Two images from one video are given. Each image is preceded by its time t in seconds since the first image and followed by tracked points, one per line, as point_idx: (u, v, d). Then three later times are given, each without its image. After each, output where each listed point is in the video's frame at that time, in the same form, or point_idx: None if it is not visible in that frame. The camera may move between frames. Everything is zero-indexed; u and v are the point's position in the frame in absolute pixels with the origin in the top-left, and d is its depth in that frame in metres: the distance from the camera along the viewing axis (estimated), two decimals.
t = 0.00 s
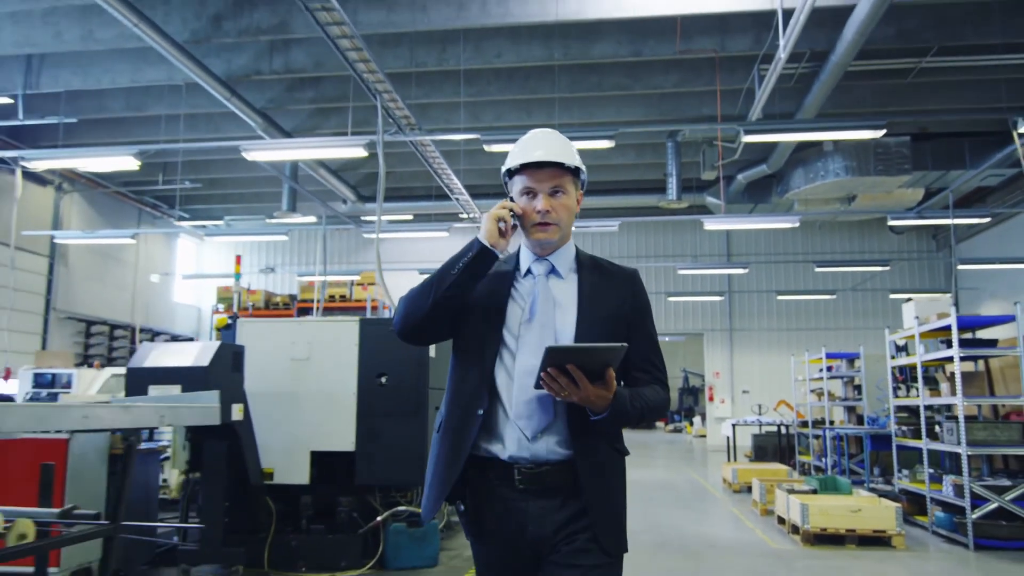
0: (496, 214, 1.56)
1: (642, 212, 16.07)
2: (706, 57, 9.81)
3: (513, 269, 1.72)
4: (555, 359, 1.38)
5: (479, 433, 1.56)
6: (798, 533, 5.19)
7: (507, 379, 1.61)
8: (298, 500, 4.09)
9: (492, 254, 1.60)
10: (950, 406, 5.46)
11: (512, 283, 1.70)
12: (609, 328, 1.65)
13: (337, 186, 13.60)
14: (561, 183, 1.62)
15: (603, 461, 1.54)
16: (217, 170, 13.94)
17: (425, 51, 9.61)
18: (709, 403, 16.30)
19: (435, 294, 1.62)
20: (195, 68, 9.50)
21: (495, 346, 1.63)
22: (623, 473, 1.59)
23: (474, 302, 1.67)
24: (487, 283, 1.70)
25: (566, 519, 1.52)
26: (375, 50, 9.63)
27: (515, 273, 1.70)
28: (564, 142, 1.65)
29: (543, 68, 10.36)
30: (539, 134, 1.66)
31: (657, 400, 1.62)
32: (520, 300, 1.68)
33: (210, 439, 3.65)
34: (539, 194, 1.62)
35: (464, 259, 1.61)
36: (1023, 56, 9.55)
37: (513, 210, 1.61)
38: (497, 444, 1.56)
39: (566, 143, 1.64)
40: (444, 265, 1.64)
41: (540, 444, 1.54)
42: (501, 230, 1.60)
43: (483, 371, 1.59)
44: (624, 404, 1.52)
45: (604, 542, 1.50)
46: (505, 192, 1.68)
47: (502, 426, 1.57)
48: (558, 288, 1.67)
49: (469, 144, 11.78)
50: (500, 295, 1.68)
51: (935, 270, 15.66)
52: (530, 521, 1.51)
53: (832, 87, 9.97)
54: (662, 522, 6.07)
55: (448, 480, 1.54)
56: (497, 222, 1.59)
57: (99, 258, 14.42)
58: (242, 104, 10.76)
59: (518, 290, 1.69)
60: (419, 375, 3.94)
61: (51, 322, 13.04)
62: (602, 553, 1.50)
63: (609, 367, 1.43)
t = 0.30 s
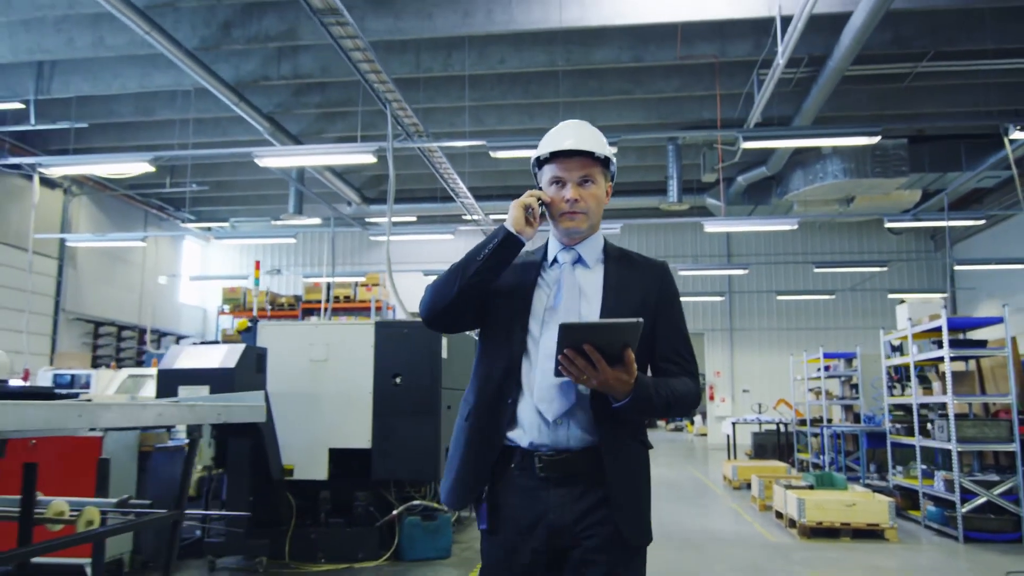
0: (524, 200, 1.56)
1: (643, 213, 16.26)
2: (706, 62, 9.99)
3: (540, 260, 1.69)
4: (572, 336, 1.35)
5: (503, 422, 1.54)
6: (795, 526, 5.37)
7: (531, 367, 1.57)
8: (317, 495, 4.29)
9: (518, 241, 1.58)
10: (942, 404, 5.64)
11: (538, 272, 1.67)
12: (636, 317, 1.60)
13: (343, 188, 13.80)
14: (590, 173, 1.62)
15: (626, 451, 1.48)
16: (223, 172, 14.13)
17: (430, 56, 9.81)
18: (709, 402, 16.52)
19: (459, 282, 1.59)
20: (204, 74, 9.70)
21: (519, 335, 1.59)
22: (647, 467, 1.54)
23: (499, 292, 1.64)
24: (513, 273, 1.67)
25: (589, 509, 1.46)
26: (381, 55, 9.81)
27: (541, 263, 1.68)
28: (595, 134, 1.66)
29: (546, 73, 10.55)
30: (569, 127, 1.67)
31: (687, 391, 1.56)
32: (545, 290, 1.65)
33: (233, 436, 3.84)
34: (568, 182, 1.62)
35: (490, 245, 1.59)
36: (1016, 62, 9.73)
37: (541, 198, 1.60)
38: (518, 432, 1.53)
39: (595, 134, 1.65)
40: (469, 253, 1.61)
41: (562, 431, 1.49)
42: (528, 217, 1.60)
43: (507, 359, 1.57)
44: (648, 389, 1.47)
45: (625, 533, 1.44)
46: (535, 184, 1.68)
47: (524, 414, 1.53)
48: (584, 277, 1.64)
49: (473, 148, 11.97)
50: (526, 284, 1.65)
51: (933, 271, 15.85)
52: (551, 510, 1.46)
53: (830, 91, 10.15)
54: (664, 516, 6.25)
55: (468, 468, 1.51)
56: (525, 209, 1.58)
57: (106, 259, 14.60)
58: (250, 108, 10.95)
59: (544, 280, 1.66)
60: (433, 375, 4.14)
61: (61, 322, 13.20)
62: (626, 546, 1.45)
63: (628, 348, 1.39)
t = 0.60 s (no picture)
0: (523, 207, 1.57)
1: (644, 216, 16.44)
2: (705, 68, 10.16)
3: (547, 265, 1.69)
4: (567, 328, 1.32)
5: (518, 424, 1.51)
6: (791, 523, 5.54)
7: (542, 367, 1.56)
8: (331, 492, 4.48)
9: (521, 248, 1.58)
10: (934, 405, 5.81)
11: (544, 276, 1.67)
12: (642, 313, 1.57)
13: (348, 192, 13.99)
14: (587, 173, 1.62)
15: (635, 449, 1.46)
16: (229, 176, 14.31)
17: (434, 63, 9.98)
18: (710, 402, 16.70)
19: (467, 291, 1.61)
20: (213, 81, 9.88)
21: (528, 336, 1.58)
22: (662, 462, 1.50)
23: (508, 301, 1.65)
24: (522, 280, 1.68)
25: (604, 509, 1.45)
26: (386, 62, 10.00)
27: (547, 267, 1.68)
28: (588, 134, 1.65)
29: (549, 79, 10.73)
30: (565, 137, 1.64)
31: (696, 383, 1.52)
32: (554, 294, 1.64)
33: (253, 437, 4.04)
34: (566, 185, 1.62)
35: (492, 255, 1.59)
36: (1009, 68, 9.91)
37: (541, 204, 1.62)
38: (531, 434, 1.51)
39: (589, 135, 1.63)
40: (476, 262, 1.62)
41: (575, 431, 1.49)
42: (531, 225, 1.61)
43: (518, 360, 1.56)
44: (652, 381, 1.43)
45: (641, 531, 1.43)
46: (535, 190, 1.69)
47: (538, 415, 1.52)
48: (590, 279, 1.63)
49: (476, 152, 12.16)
50: (534, 289, 1.65)
51: (932, 272, 16.01)
52: (567, 511, 1.44)
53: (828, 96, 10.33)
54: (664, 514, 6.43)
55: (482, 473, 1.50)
56: (526, 217, 1.59)
57: (114, 262, 14.77)
58: (257, 114, 11.14)
59: (551, 284, 1.66)
60: (441, 378, 4.32)
61: (69, 325, 13.32)
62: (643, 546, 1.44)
63: (626, 338, 1.33)
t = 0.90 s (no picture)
0: (520, 221, 1.62)
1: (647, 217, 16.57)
2: (709, 72, 10.29)
3: (547, 276, 1.71)
4: (572, 342, 1.36)
5: (525, 438, 1.53)
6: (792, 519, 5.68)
7: (546, 381, 1.59)
8: (346, 489, 4.64)
9: (519, 261, 1.64)
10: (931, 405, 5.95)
11: (544, 286, 1.69)
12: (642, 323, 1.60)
13: (354, 193, 14.15)
14: (583, 183, 1.65)
15: (641, 461, 1.48)
16: (237, 177, 14.46)
17: (442, 67, 10.13)
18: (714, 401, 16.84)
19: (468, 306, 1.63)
20: (224, 85, 10.04)
21: (531, 350, 1.60)
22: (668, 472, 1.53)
23: (507, 314, 1.66)
24: (522, 292, 1.70)
25: (613, 522, 1.49)
26: (394, 67, 10.15)
27: (547, 278, 1.70)
28: (584, 145, 1.68)
29: (554, 83, 10.87)
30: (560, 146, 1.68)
31: (698, 392, 1.55)
32: (553, 304, 1.66)
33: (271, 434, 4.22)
34: (563, 196, 1.65)
35: (492, 269, 1.64)
36: (1010, 71, 10.03)
37: (538, 216, 1.66)
38: (537, 447, 1.54)
39: (586, 145, 1.67)
40: (476, 275, 1.65)
41: (583, 445, 1.51)
42: (528, 236, 1.66)
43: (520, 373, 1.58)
44: (658, 393, 1.45)
45: (649, 542, 1.45)
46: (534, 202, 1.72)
47: (544, 429, 1.54)
48: (590, 289, 1.65)
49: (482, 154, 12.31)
50: (534, 300, 1.67)
51: (934, 273, 16.13)
52: (576, 525, 1.48)
53: (830, 99, 10.46)
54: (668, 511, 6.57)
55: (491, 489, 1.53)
56: (524, 228, 1.64)
57: (124, 262, 14.94)
58: (266, 117, 11.29)
59: (552, 295, 1.68)
60: (453, 378, 4.47)
61: (80, 325, 13.48)
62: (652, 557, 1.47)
63: (632, 352, 1.37)
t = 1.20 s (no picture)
0: (518, 211, 1.57)
1: (649, 220, 16.74)
2: (710, 78, 10.46)
3: (539, 267, 1.70)
4: (579, 331, 1.37)
5: (520, 426, 1.52)
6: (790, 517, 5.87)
7: (542, 372, 1.58)
8: (361, 487, 4.83)
9: (518, 250, 1.60)
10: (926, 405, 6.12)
11: (539, 278, 1.68)
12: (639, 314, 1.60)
13: (360, 197, 14.33)
14: (579, 175, 1.63)
15: (638, 449, 1.48)
16: (244, 182, 14.64)
17: (447, 73, 10.30)
18: (715, 402, 17.02)
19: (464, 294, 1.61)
20: (232, 90, 10.20)
21: (526, 340, 1.59)
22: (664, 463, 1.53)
23: (502, 304, 1.64)
24: (517, 282, 1.67)
25: (609, 510, 1.47)
26: (401, 73, 10.33)
27: (541, 269, 1.69)
28: (577, 137, 1.66)
29: (557, 89, 11.06)
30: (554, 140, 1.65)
31: (693, 383, 1.55)
32: (549, 295, 1.65)
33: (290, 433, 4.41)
34: (559, 187, 1.63)
35: (491, 257, 1.60)
36: (1007, 78, 10.19)
37: (534, 206, 1.63)
38: (532, 436, 1.53)
39: (579, 136, 1.66)
40: (472, 265, 1.63)
41: (577, 433, 1.51)
42: (525, 227, 1.62)
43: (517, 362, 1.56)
44: (655, 383, 1.47)
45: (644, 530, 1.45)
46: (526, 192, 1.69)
47: (539, 418, 1.53)
48: (586, 280, 1.65)
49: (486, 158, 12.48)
50: (530, 291, 1.65)
51: (933, 275, 16.31)
52: (571, 514, 1.47)
53: (829, 105, 10.65)
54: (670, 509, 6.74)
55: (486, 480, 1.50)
56: (521, 219, 1.60)
57: (132, 265, 15.12)
58: (274, 122, 11.48)
59: (547, 286, 1.67)
60: (464, 381, 4.65)
61: (89, 327, 13.66)
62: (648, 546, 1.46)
63: (634, 341, 1.40)
